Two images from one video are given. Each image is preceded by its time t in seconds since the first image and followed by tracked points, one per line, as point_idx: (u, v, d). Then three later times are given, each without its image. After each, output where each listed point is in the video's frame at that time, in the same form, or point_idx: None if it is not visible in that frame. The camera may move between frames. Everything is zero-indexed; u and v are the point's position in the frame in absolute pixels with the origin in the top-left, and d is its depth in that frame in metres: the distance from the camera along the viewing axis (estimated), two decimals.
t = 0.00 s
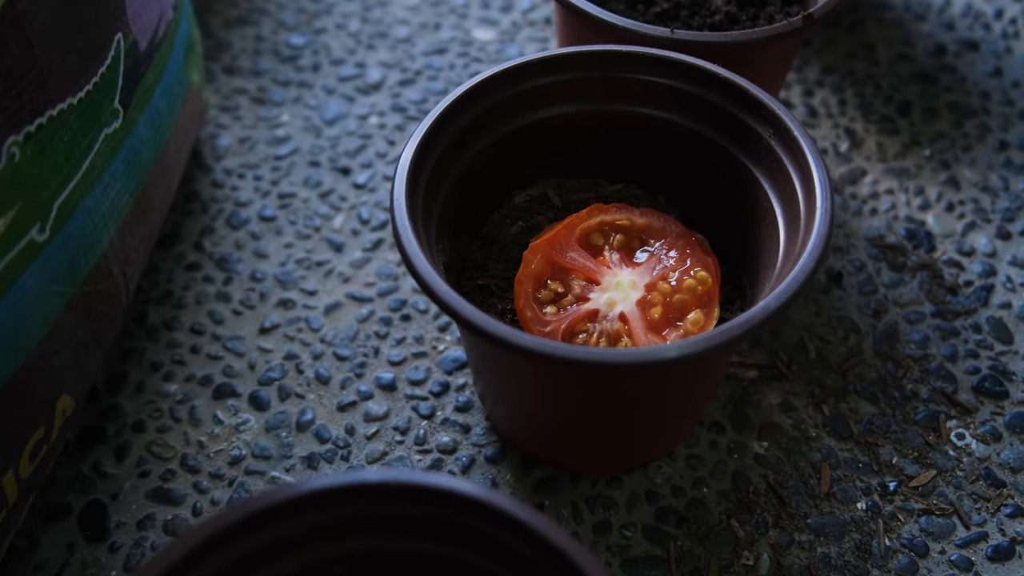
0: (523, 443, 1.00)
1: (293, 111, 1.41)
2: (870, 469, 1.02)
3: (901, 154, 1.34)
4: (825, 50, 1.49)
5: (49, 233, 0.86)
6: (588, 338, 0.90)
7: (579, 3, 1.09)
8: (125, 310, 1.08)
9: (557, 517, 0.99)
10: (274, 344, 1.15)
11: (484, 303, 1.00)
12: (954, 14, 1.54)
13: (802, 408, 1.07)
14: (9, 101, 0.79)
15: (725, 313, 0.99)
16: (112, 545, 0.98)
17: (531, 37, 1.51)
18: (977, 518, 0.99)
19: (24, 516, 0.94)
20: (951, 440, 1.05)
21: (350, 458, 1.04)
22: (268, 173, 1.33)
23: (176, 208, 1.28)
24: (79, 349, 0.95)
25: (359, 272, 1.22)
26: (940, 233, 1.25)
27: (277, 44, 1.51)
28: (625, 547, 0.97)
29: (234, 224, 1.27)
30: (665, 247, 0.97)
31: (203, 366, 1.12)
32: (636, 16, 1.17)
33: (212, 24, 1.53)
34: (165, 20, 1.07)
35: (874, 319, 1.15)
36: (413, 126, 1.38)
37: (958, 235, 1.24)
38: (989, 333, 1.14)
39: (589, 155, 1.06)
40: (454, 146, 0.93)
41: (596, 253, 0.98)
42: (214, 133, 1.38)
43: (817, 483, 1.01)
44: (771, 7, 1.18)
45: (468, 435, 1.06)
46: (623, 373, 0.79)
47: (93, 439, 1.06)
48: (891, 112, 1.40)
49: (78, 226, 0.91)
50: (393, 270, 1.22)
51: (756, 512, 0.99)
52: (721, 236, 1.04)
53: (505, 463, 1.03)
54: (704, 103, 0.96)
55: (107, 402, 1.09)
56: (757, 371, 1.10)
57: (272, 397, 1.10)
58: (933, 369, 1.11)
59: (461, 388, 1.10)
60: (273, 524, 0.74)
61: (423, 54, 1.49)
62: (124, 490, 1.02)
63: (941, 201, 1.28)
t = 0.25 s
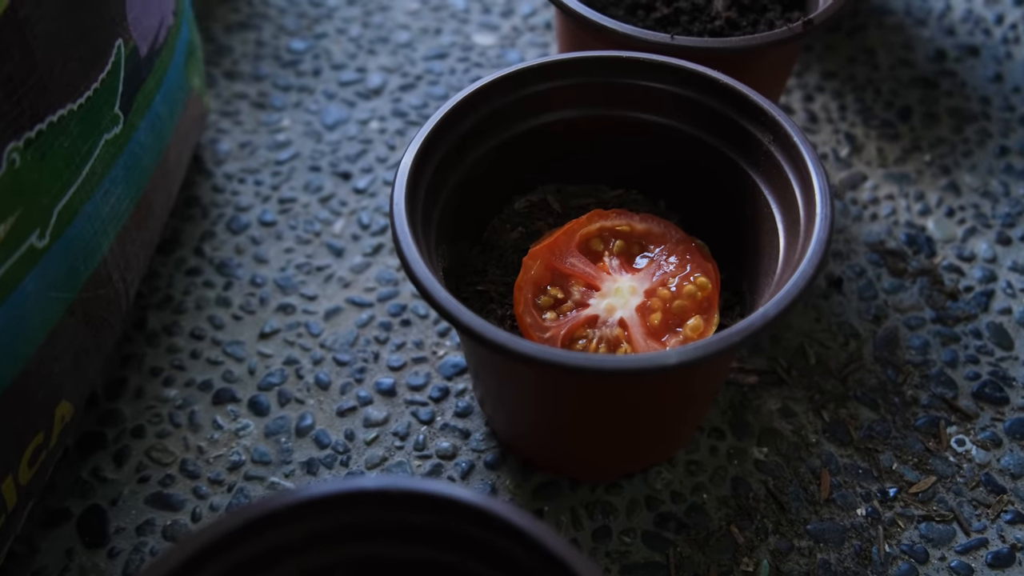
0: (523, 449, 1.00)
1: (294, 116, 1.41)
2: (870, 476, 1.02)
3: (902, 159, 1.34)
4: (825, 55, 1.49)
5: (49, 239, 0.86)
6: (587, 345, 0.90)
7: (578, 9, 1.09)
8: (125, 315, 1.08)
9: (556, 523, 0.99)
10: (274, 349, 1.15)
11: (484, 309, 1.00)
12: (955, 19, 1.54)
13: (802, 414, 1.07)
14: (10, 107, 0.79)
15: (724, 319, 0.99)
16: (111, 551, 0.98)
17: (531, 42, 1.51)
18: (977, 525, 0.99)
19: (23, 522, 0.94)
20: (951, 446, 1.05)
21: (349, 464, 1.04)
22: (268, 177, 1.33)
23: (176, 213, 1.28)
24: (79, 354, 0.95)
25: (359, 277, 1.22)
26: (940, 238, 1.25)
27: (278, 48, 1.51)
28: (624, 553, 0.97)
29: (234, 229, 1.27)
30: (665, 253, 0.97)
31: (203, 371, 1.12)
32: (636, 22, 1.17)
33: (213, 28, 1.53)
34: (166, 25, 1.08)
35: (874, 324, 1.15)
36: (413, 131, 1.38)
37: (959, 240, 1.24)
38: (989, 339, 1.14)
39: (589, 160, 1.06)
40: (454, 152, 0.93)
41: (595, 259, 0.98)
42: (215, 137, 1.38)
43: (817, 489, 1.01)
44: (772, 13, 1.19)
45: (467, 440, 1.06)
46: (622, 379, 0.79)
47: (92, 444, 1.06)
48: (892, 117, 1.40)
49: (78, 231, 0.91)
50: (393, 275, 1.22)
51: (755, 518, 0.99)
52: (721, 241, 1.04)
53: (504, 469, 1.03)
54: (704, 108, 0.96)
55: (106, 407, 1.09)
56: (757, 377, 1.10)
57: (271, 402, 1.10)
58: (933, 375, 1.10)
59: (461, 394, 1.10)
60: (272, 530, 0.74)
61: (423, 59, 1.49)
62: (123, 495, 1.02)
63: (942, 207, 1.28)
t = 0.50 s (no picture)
0: (517, 451, 1.00)
1: (289, 119, 1.41)
2: (865, 478, 1.02)
3: (897, 161, 1.34)
4: (821, 57, 1.49)
5: (40, 242, 0.86)
6: (581, 347, 0.90)
7: (572, 11, 1.08)
8: (118, 318, 1.08)
9: (551, 526, 0.98)
10: (268, 352, 1.14)
11: (478, 311, 1.00)
12: (951, 21, 1.54)
13: (797, 416, 1.07)
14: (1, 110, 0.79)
15: (719, 322, 0.99)
16: (104, 555, 0.97)
17: (527, 44, 1.51)
18: (972, 527, 0.98)
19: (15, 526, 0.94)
20: (947, 448, 1.04)
21: (343, 467, 1.04)
22: (263, 180, 1.33)
23: (171, 216, 1.28)
24: (71, 358, 0.95)
25: (354, 279, 1.21)
26: (935, 240, 1.24)
27: (273, 51, 1.51)
28: (619, 556, 0.96)
29: (228, 231, 1.27)
30: (659, 256, 0.97)
31: (197, 374, 1.12)
32: (630, 24, 1.17)
33: (208, 31, 1.53)
34: (159, 28, 1.07)
35: (870, 326, 1.15)
36: (408, 133, 1.38)
37: (954, 242, 1.24)
38: (985, 341, 1.14)
39: (583, 163, 1.06)
40: (448, 155, 0.93)
41: (589, 261, 0.97)
42: (210, 140, 1.38)
43: (812, 491, 1.01)
44: (766, 15, 1.19)
45: (462, 443, 1.05)
46: (615, 382, 0.78)
47: (86, 448, 1.06)
48: (887, 119, 1.40)
49: (70, 234, 0.91)
50: (387, 277, 1.22)
51: (750, 521, 0.99)
52: (716, 244, 1.04)
53: (498, 472, 1.03)
54: (698, 110, 0.96)
55: (100, 410, 1.09)
56: (752, 379, 1.10)
57: (265, 406, 1.09)
58: (928, 377, 1.10)
59: (455, 396, 1.09)
60: (265, 534, 0.74)
61: (418, 62, 1.49)
62: (117, 499, 1.02)
63: (937, 208, 1.28)
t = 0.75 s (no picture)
0: (510, 454, 1.00)
1: (283, 122, 1.41)
2: (858, 480, 1.02)
3: (890, 164, 1.35)
4: (814, 60, 1.50)
5: (32, 245, 0.86)
6: (573, 350, 0.90)
7: (565, 15, 1.09)
8: (111, 321, 1.08)
9: (544, 529, 0.99)
10: (262, 355, 1.14)
11: (471, 315, 1.00)
12: (944, 24, 1.54)
13: (790, 418, 1.07)
14: None
15: (711, 325, 0.99)
16: (97, 558, 0.97)
17: (521, 47, 1.51)
18: (964, 529, 0.99)
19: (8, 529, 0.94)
20: (939, 450, 1.05)
21: (337, 470, 1.04)
22: (257, 183, 1.33)
23: (165, 219, 1.28)
24: (64, 361, 0.95)
25: (348, 282, 1.22)
26: (928, 243, 1.25)
27: (268, 54, 1.51)
28: (611, 558, 0.97)
29: (222, 234, 1.27)
30: (651, 259, 0.97)
31: (190, 377, 1.12)
32: (623, 27, 1.17)
33: (202, 34, 1.53)
34: (152, 31, 1.07)
35: (862, 329, 1.15)
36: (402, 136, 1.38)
37: (947, 245, 1.24)
38: (977, 343, 1.14)
39: (576, 166, 1.06)
40: (441, 158, 0.93)
41: (582, 264, 0.98)
42: (204, 143, 1.38)
43: (805, 493, 1.01)
44: (759, 18, 1.19)
45: (455, 446, 1.05)
46: (607, 385, 0.79)
47: (79, 451, 1.06)
48: (880, 122, 1.40)
49: (62, 238, 0.91)
50: (381, 280, 1.22)
51: (743, 523, 0.99)
52: (708, 247, 1.04)
53: (492, 474, 1.03)
54: (690, 114, 0.96)
55: (93, 414, 1.09)
56: (745, 382, 1.10)
57: (259, 409, 1.09)
58: (921, 379, 1.11)
59: (449, 399, 1.09)
60: (258, 538, 0.74)
61: (413, 64, 1.49)
62: (110, 502, 1.02)
63: (930, 211, 1.28)
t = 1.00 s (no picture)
0: (509, 454, 1.00)
1: (281, 122, 1.41)
2: (856, 479, 1.02)
3: (888, 164, 1.35)
4: (812, 60, 1.50)
5: (30, 245, 0.86)
6: (572, 349, 0.90)
7: (563, 15, 1.09)
8: (110, 321, 1.08)
9: (542, 528, 0.99)
10: (261, 355, 1.14)
11: (469, 314, 1.01)
12: (942, 24, 1.55)
13: (788, 418, 1.07)
14: None
15: (709, 324, 0.99)
16: (96, 558, 0.97)
17: (519, 48, 1.51)
18: (962, 528, 0.99)
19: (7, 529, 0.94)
20: (937, 450, 1.05)
21: (335, 469, 1.04)
22: (255, 184, 1.33)
23: (164, 220, 1.28)
24: (62, 361, 0.95)
25: (346, 283, 1.22)
26: (926, 242, 1.25)
27: (266, 55, 1.51)
28: (610, 557, 0.97)
29: (221, 235, 1.27)
30: (649, 258, 0.97)
31: (189, 377, 1.12)
32: (621, 27, 1.18)
33: (201, 36, 1.53)
34: (150, 32, 1.08)
35: (861, 328, 1.16)
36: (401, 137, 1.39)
37: (945, 244, 1.25)
38: (975, 342, 1.14)
39: (574, 165, 1.06)
40: (438, 158, 0.93)
41: (580, 264, 0.98)
42: (202, 144, 1.38)
43: (803, 493, 1.01)
44: (757, 18, 1.19)
45: (454, 445, 1.05)
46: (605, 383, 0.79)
47: (78, 451, 1.06)
48: (878, 122, 1.41)
49: (60, 238, 0.91)
50: (379, 280, 1.22)
51: (742, 522, 0.99)
52: (705, 246, 1.04)
53: (490, 474, 1.03)
54: (688, 113, 0.96)
55: (92, 414, 1.09)
56: (743, 381, 1.10)
57: (258, 408, 1.10)
58: (919, 379, 1.11)
59: (447, 399, 1.10)
60: (255, 536, 0.74)
61: (411, 65, 1.49)
62: (109, 502, 1.02)
63: (928, 211, 1.29)
